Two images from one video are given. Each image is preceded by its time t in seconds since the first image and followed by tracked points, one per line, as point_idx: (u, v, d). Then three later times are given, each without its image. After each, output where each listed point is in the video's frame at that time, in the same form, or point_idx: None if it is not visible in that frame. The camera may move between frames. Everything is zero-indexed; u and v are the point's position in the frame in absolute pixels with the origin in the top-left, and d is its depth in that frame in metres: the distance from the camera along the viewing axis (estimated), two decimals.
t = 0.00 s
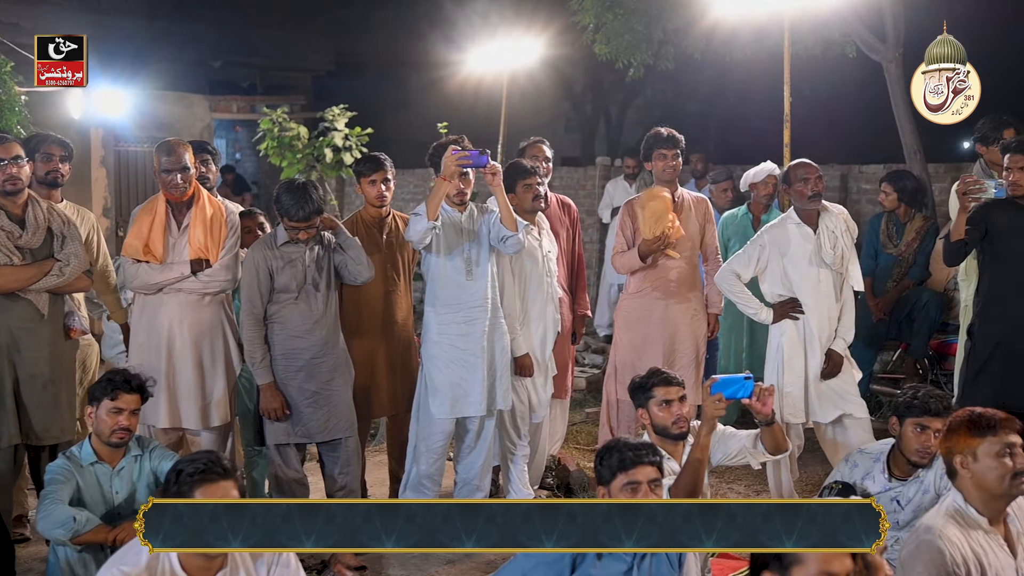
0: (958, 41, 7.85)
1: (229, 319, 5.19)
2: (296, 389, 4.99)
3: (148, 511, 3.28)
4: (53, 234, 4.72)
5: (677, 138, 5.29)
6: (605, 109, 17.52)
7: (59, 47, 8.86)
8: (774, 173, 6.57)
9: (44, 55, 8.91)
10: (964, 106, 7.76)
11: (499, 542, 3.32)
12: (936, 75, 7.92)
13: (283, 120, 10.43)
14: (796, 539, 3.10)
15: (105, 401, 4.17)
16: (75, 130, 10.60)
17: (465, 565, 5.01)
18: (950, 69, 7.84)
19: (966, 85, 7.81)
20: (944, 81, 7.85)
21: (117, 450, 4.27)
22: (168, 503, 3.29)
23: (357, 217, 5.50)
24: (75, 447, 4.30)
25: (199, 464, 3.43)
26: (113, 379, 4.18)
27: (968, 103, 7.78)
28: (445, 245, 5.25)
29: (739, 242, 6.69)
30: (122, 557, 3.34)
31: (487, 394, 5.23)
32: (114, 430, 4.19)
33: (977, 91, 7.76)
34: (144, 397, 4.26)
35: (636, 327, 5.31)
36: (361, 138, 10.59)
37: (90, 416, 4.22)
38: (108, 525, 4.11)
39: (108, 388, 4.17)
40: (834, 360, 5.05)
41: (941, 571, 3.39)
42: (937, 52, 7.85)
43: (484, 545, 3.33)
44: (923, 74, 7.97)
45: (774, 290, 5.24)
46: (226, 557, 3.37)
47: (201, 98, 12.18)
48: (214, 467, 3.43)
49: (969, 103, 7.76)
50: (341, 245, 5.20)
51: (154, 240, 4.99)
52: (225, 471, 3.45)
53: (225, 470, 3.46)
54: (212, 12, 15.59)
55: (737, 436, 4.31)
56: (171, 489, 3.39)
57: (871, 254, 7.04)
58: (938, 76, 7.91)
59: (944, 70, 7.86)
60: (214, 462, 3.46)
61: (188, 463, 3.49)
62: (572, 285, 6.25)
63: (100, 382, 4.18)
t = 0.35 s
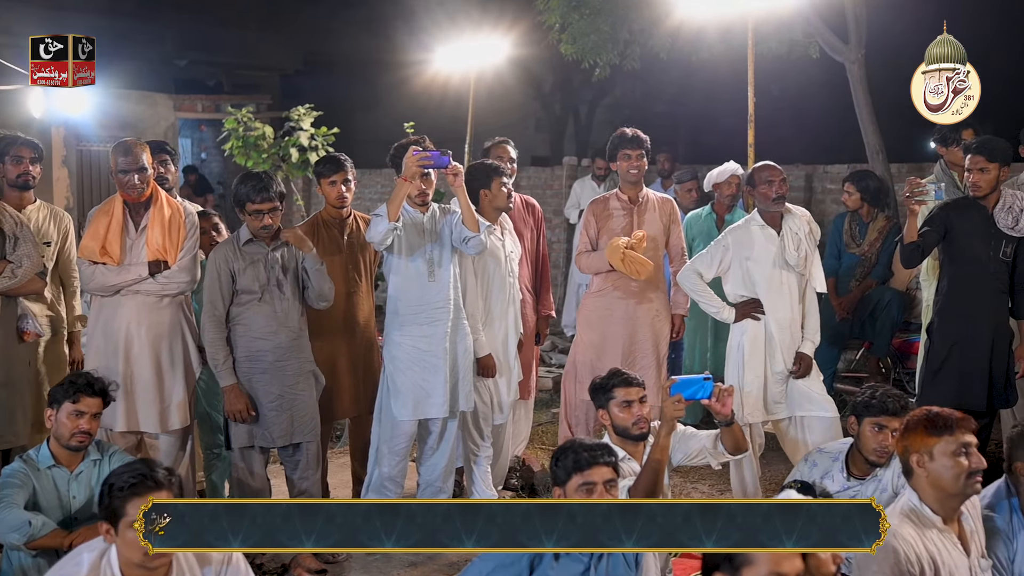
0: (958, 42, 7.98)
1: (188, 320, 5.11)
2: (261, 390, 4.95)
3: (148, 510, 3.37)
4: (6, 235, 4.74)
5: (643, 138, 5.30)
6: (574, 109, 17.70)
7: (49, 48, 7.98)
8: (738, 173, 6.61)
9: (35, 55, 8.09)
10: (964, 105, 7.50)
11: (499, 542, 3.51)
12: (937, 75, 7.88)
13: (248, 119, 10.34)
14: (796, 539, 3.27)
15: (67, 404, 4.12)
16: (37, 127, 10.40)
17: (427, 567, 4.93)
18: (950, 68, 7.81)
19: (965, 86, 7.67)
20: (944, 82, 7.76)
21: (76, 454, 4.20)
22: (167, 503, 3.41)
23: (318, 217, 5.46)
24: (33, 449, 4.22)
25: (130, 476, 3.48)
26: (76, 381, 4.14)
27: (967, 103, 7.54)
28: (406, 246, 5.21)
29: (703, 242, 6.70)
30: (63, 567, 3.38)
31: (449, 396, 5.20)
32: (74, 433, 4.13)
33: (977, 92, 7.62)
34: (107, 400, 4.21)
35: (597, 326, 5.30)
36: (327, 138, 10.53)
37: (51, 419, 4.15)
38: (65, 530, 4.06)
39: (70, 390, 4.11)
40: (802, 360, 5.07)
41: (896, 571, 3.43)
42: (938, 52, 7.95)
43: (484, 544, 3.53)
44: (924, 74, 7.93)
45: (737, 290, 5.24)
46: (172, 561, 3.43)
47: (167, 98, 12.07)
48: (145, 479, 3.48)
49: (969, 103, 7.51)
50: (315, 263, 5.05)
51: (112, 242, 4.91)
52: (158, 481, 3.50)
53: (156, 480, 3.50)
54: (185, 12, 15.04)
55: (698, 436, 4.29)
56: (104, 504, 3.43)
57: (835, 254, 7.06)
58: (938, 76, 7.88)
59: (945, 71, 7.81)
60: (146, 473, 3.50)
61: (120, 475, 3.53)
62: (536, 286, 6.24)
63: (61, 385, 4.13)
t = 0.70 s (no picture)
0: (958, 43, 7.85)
1: (156, 322, 5.10)
2: (237, 392, 4.95)
3: (149, 510, 3.77)
4: None
5: (600, 136, 5.32)
6: (554, 109, 17.63)
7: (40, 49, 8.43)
8: (710, 173, 6.66)
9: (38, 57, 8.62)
10: (965, 105, 7.50)
11: (499, 542, 3.54)
12: (937, 75, 7.81)
13: (225, 119, 10.34)
14: (795, 539, 3.55)
15: (33, 407, 4.09)
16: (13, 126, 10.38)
17: (397, 569, 4.92)
18: (950, 69, 7.75)
19: (965, 85, 7.67)
20: (944, 81, 7.72)
21: (40, 458, 4.17)
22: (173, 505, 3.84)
23: (287, 219, 5.46)
24: None
25: (76, 486, 3.40)
26: (44, 386, 4.11)
27: (967, 103, 7.56)
28: (375, 247, 5.20)
29: (676, 242, 6.71)
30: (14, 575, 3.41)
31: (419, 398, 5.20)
32: (40, 437, 4.11)
33: (977, 92, 7.64)
34: (74, 405, 4.19)
35: (562, 327, 5.30)
36: (304, 138, 10.52)
37: (16, 422, 4.13)
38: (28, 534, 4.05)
39: (37, 394, 4.09)
40: (772, 362, 5.07)
41: (855, 573, 3.41)
42: (936, 52, 7.84)
43: (485, 544, 3.55)
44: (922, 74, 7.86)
45: (705, 289, 5.24)
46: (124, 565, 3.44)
47: (144, 98, 12.04)
48: (91, 490, 3.40)
49: (971, 103, 7.52)
50: (258, 305, 4.95)
51: (77, 244, 4.88)
52: (105, 492, 3.42)
53: (104, 490, 3.43)
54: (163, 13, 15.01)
55: (664, 436, 4.29)
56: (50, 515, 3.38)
57: (807, 254, 7.09)
58: (939, 76, 7.80)
59: (944, 71, 7.78)
60: (91, 484, 3.41)
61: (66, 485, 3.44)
62: (508, 286, 6.24)
63: (28, 389, 4.10)
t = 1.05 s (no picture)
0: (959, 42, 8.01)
1: (117, 324, 5.09)
2: (200, 393, 4.93)
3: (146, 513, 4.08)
4: None
5: (550, 137, 5.32)
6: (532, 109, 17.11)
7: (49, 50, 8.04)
8: (679, 172, 6.66)
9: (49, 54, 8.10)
10: (965, 106, 7.74)
11: (499, 542, 3.54)
12: (937, 74, 8.00)
13: (197, 119, 10.32)
14: (796, 539, 3.50)
15: None
16: None
17: (361, 570, 4.92)
18: (950, 68, 7.93)
19: (965, 85, 7.87)
20: (944, 81, 7.92)
21: None
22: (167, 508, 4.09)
23: (251, 219, 5.46)
24: None
25: (37, 486, 3.35)
26: (6, 391, 4.11)
27: (967, 102, 7.79)
28: (339, 248, 5.20)
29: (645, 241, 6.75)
30: None
31: (384, 398, 5.20)
32: None
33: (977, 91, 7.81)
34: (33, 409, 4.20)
35: (524, 327, 5.32)
36: (277, 137, 10.50)
37: None
38: None
39: None
40: (733, 363, 5.09)
41: (805, 571, 3.46)
42: (936, 52, 8.01)
43: (481, 543, 3.55)
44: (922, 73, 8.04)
45: (666, 288, 5.25)
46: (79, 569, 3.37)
47: (117, 98, 11.99)
48: (53, 489, 3.35)
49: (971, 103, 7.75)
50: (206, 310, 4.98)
51: (36, 245, 4.86)
52: (66, 492, 3.37)
53: (65, 491, 3.38)
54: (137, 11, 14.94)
55: (624, 436, 4.31)
56: (7, 515, 3.31)
57: (776, 253, 7.15)
58: (937, 76, 7.99)
59: (944, 70, 7.96)
60: (53, 483, 3.36)
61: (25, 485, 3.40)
62: (476, 285, 6.25)
63: None
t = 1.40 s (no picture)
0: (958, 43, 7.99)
1: (55, 327, 5.01)
2: (146, 396, 4.85)
3: (147, 512, 4.05)
4: None
5: (480, 138, 5.36)
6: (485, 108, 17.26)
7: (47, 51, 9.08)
8: (626, 174, 6.64)
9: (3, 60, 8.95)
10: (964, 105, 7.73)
11: (419, 541, 3.58)
12: (937, 75, 7.95)
13: (145, 119, 10.25)
14: (796, 539, 3.54)
15: None
16: None
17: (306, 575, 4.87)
18: (950, 68, 7.90)
19: (966, 85, 7.79)
20: (944, 81, 7.88)
21: None
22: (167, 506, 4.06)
23: (194, 221, 5.40)
24: None
25: None
26: None
27: (968, 103, 7.76)
28: (283, 250, 5.15)
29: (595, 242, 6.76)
30: None
31: (329, 401, 5.17)
32: None
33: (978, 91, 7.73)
34: None
35: (465, 328, 5.35)
36: (227, 137, 10.41)
37: None
38: None
39: None
40: (677, 364, 5.13)
41: (741, 571, 3.53)
42: (937, 52, 7.99)
43: (405, 544, 3.59)
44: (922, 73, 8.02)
45: (610, 289, 5.27)
46: None
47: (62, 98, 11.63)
48: None
49: (971, 102, 7.73)
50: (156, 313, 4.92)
51: None
52: (10, 496, 3.12)
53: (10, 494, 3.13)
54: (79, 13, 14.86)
55: (567, 437, 4.30)
56: None
57: (725, 253, 7.22)
58: (938, 76, 7.95)
59: (944, 70, 7.92)
60: None
61: None
62: (423, 286, 6.25)
63: None
